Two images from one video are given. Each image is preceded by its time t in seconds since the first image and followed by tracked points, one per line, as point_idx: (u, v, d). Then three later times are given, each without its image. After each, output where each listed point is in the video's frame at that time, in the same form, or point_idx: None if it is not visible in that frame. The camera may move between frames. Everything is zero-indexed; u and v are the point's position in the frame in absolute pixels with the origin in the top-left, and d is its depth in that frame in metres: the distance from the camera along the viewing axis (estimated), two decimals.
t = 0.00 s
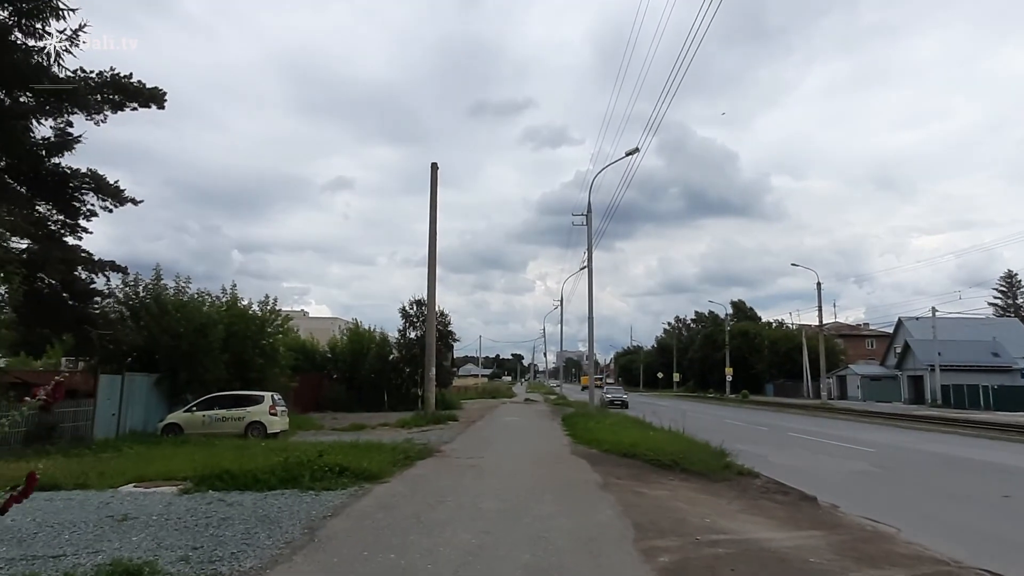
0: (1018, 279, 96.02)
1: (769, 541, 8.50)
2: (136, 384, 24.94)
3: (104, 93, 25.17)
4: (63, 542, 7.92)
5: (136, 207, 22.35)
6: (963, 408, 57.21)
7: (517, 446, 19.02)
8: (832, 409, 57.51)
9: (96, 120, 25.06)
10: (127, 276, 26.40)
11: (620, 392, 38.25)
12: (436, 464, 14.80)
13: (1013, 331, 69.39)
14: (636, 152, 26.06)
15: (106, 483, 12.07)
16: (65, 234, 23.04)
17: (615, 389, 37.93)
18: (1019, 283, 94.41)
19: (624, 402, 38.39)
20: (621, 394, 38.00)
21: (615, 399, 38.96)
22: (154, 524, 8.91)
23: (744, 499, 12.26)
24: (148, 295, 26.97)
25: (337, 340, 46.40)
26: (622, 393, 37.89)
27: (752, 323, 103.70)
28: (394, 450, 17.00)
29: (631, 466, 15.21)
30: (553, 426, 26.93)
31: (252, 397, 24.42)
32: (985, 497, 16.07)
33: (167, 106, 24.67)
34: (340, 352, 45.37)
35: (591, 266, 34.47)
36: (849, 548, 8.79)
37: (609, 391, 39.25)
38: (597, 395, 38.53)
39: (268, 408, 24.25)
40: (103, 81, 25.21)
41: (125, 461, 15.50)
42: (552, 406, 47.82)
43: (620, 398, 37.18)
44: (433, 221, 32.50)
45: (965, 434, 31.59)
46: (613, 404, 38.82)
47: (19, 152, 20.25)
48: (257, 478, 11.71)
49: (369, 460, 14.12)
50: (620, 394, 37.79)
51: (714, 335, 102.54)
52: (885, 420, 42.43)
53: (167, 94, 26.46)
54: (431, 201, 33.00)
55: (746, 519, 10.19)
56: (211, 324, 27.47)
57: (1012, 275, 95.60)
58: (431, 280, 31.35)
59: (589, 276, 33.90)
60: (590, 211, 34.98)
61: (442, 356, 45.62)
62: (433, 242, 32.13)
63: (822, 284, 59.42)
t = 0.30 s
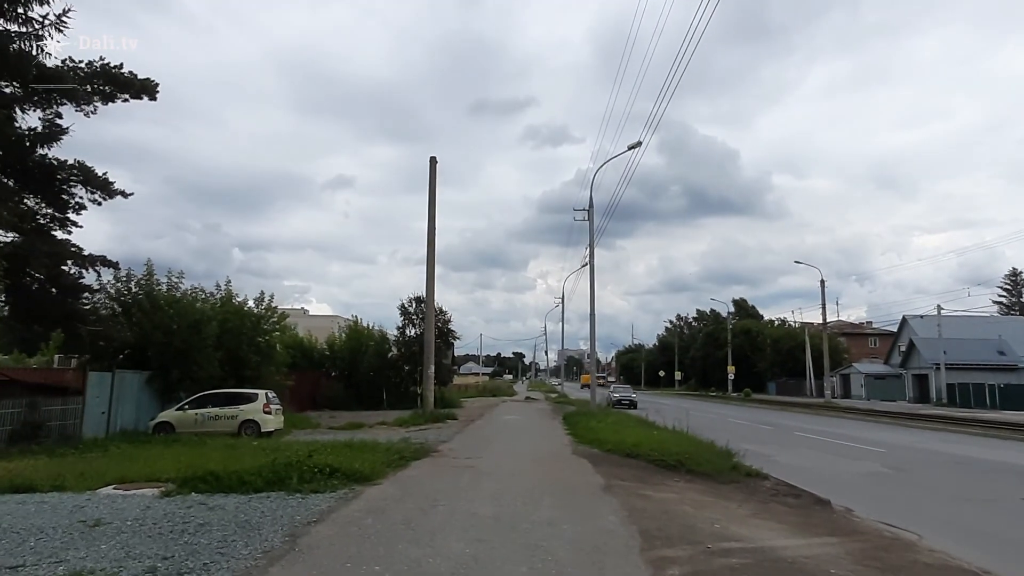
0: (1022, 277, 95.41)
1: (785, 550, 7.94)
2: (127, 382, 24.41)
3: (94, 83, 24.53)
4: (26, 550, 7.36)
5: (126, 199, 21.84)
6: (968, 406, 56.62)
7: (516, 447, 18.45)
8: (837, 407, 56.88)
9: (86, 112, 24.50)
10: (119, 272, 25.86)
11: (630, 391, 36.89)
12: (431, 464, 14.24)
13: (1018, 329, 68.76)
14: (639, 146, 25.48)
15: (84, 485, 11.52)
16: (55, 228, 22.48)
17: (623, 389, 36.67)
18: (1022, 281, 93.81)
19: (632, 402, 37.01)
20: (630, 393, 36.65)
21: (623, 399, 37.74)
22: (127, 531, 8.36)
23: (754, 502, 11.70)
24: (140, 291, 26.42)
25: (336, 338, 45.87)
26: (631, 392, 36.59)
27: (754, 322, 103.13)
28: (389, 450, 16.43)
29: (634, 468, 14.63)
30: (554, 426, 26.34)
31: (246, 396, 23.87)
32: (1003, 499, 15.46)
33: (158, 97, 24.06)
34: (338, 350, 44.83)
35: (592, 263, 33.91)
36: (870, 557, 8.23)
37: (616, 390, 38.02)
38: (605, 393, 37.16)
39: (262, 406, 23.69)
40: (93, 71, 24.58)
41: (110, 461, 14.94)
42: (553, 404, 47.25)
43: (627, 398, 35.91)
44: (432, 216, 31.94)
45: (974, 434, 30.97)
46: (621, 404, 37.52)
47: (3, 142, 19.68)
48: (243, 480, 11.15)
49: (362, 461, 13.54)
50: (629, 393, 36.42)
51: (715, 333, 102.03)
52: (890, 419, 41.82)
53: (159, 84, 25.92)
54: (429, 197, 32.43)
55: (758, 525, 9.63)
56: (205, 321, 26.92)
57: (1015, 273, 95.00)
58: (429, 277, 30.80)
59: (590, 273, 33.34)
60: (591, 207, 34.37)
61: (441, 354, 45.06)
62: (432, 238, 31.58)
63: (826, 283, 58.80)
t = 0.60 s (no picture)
0: None
1: (803, 560, 7.42)
2: (119, 381, 23.91)
3: (85, 77, 23.87)
4: None
5: (116, 194, 21.36)
6: (973, 405, 56.07)
7: (516, 447, 17.93)
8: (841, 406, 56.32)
9: (77, 106, 23.83)
10: (110, 269, 25.37)
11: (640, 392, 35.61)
12: (428, 467, 13.73)
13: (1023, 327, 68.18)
14: (641, 140, 24.92)
15: (62, 489, 10.99)
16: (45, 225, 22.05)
17: (632, 389, 35.49)
18: None
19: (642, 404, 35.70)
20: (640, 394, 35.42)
21: (633, 399, 36.48)
22: (99, 540, 7.84)
23: (764, 506, 11.20)
24: (132, 289, 25.90)
25: (334, 336, 45.37)
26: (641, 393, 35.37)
27: (756, 320, 102.62)
28: (384, 452, 15.91)
29: (638, 470, 14.11)
30: (555, 426, 25.78)
31: (240, 396, 23.36)
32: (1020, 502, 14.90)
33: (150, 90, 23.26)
34: (336, 349, 44.35)
35: (592, 260, 33.41)
36: (892, 568, 7.71)
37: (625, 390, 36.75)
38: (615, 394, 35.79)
39: (256, 406, 23.19)
40: (84, 64, 23.90)
41: (96, 463, 14.43)
42: (554, 404, 46.69)
43: (637, 398, 34.65)
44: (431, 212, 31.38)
45: (982, 433, 30.40)
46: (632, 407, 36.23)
47: None
48: (228, 484, 10.63)
49: (355, 463, 13.02)
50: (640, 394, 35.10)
51: (717, 332, 101.60)
52: (896, 418, 41.26)
53: (152, 80, 25.10)
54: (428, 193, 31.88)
55: (770, 532, 9.12)
56: (199, 320, 26.44)
57: (1019, 271, 94.40)
58: (427, 275, 30.28)
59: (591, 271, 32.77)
60: (592, 204, 33.77)
61: (441, 353, 44.57)
62: (431, 235, 31.02)
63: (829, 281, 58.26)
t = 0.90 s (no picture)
0: None
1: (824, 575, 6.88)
2: (108, 382, 23.31)
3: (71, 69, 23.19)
4: None
5: (102, 189, 20.82)
6: (976, 403, 55.58)
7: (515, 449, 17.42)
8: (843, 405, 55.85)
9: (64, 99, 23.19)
10: (98, 267, 24.79)
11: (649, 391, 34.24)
12: (420, 469, 13.23)
13: None
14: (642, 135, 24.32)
15: (35, 496, 10.40)
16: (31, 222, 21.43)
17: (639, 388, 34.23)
18: None
19: (651, 404, 34.23)
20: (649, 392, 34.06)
21: (641, 400, 35.05)
22: (63, 553, 7.26)
23: (774, 512, 10.64)
24: (122, 287, 25.30)
25: (330, 335, 44.78)
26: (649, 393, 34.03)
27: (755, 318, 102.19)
28: (377, 454, 15.32)
29: (641, 473, 13.55)
30: (554, 426, 25.22)
31: (231, 396, 22.77)
32: None
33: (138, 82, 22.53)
34: (333, 348, 43.75)
35: (592, 257, 32.85)
36: None
37: (632, 390, 35.39)
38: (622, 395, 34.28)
39: (248, 407, 22.61)
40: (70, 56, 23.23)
41: (76, 467, 13.83)
42: (554, 403, 46.09)
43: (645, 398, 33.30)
44: (427, 209, 30.79)
45: (989, 433, 29.88)
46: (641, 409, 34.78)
47: None
48: (209, 491, 10.05)
49: (345, 467, 12.44)
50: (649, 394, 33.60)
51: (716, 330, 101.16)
52: (899, 417, 40.74)
53: (141, 72, 24.43)
54: (424, 189, 31.28)
55: (785, 541, 8.57)
56: (191, 318, 25.84)
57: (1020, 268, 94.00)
58: (424, 273, 29.69)
59: (591, 267, 32.12)
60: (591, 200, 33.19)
61: (439, 352, 44.03)
62: (427, 231, 30.43)
63: (830, 278, 57.71)
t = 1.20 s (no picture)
0: None
1: None
2: (97, 382, 22.78)
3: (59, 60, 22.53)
4: None
5: (89, 182, 20.24)
6: (980, 402, 54.99)
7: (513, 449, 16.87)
8: (845, 404, 55.27)
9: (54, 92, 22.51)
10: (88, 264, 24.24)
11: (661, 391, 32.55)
12: (414, 472, 12.69)
13: None
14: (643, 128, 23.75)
15: (6, 501, 9.87)
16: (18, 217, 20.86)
17: (650, 389, 32.57)
18: None
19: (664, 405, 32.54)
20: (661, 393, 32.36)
21: (652, 401, 33.34)
22: (22, 565, 6.71)
23: (787, 517, 10.11)
24: (112, 285, 24.76)
25: (328, 334, 44.24)
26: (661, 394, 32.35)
27: (756, 317, 101.72)
28: (371, 455, 14.77)
29: (645, 475, 13.00)
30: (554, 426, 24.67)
31: (223, 396, 22.23)
32: None
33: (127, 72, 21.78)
34: (330, 347, 43.24)
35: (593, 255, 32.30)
36: None
37: (643, 391, 33.71)
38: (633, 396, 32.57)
39: (240, 406, 22.06)
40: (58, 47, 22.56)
41: (57, 469, 13.29)
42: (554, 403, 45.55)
43: (657, 399, 31.65)
44: (425, 205, 30.22)
45: (997, 432, 29.38)
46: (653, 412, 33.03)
47: None
48: (189, 495, 9.51)
49: (335, 470, 11.90)
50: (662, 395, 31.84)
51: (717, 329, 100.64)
52: (904, 416, 40.19)
53: (131, 64, 23.73)
54: (422, 185, 30.71)
55: (801, 549, 8.04)
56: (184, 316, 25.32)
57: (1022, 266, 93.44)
58: (422, 270, 29.15)
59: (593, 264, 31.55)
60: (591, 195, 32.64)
61: (438, 351, 43.51)
62: (425, 228, 29.87)
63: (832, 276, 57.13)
